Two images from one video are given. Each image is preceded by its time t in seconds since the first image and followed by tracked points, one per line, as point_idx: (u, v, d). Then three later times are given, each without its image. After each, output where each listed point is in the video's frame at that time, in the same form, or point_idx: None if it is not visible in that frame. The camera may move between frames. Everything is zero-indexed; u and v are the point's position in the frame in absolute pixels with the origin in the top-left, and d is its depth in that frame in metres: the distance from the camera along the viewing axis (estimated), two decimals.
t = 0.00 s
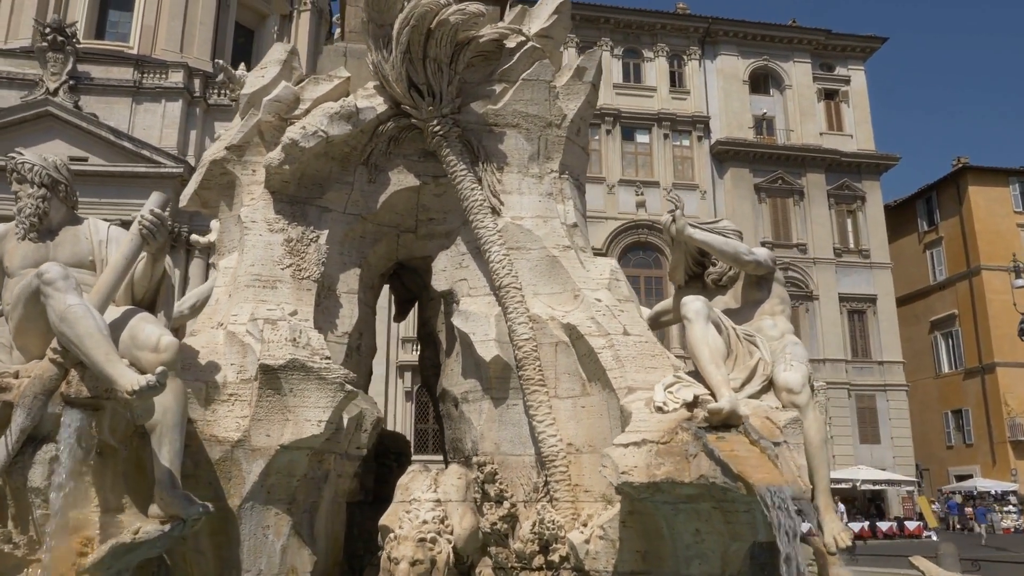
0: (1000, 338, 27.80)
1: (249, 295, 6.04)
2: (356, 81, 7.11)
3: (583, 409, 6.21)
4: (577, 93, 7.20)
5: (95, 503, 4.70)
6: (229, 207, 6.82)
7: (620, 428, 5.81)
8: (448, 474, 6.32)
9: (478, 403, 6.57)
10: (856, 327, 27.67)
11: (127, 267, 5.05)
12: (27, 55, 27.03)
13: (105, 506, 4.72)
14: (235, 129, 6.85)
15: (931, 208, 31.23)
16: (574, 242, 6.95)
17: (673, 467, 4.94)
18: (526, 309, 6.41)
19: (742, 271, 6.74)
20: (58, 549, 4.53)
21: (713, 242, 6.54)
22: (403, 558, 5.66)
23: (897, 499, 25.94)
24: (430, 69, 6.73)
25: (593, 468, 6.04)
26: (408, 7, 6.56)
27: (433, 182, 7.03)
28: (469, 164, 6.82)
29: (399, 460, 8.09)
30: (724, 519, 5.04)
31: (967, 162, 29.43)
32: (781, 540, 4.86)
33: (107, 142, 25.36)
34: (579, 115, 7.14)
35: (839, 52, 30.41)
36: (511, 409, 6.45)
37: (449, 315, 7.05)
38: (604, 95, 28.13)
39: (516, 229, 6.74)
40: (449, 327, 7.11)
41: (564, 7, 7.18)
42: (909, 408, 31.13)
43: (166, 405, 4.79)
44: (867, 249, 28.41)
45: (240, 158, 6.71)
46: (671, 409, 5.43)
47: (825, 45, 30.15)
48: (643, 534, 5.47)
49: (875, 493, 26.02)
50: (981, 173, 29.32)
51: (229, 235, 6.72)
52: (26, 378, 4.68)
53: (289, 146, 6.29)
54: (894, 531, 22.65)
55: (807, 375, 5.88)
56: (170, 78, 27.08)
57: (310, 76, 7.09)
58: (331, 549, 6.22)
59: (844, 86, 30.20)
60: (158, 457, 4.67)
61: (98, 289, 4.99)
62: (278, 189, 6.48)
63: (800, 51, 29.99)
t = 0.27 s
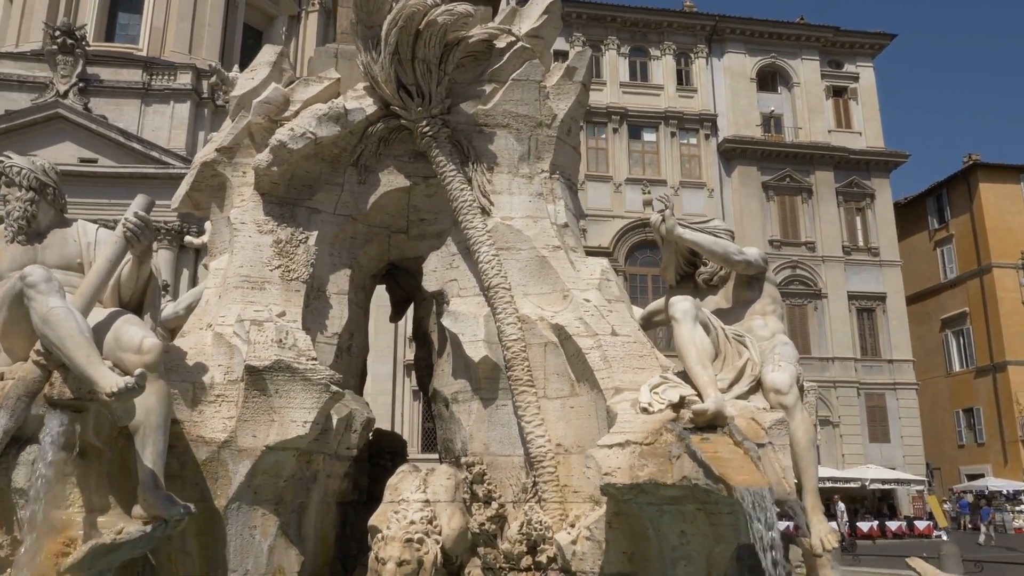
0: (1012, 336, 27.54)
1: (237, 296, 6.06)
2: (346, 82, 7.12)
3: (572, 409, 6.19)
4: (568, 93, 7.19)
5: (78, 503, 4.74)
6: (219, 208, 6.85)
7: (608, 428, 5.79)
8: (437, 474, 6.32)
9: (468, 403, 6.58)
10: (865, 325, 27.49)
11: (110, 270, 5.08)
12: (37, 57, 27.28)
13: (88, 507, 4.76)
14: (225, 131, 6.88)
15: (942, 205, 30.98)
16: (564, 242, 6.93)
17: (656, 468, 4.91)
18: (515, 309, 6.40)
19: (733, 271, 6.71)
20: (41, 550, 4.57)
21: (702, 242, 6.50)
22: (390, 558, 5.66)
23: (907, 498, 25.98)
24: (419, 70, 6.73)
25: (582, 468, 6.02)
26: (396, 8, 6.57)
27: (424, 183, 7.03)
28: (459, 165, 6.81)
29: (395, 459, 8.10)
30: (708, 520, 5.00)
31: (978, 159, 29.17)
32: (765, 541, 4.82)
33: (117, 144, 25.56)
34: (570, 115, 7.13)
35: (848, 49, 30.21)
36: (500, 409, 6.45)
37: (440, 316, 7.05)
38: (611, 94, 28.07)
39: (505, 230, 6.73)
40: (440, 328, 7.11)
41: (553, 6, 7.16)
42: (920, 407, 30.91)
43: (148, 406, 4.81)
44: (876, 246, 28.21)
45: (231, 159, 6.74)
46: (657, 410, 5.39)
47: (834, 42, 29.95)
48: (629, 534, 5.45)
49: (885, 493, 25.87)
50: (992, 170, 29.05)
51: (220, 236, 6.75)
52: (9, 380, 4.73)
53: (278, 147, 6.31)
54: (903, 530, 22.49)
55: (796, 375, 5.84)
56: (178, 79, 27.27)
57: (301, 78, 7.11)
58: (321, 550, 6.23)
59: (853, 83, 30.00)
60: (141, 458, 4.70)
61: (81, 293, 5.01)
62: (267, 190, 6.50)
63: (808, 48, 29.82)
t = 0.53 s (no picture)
0: None
1: (226, 298, 6.10)
2: (337, 84, 7.15)
3: (560, 411, 6.19)
4: (557, 94, 7.19)
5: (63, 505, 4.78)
6: (210, 211, 6.88)
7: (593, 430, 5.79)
8: (426, 476, 6.33)
9: (457, 404, 6.60)
10: (874, 325, 27.33)
11: (96, 273, 5.12)
12: (46, 62, 27.53)
13: (74, 508, 4.81)
14: (216, 135, 6.91)
15: (953, 203, 30.73)
16: (554, 243, 6.93)
17: (639, 469, 4.89)
18: (504, 310, 6.41)
19: (723, 271, 6.69)
20: (26, 552, 4.62)
21: (690, 242, 6.49)
22: (377, 560, 5.69)
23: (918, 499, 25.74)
24: (408, 71, 6.73)
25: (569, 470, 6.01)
26: (384, 11, 6.58)
27: (414, 185, 7.04)
28: (448, 167, 6.82)
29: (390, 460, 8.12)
30: (692, 522, 4.98)
31: (989, 156, 28.90)
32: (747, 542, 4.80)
33: (124, 148, 25.73)
34: (560, 116, 7.12)
35: (856, 46, 30.02)
36: (489, 411, 6.47)
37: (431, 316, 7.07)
38: (617, 94, 28.03)
39: (495, 231, 6.73)
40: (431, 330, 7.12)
41: (542, 8, 7.17)
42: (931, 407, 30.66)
43: (132, 408, 4.85)
44: (885, 245, 28.03)
45: (221, 162, 6.76)
46: (642, 411, 5.38)
47: (842, 40, 29.76)
48: (615, 536, 5.44)
49: (895, 493, 25.69)
50: (1002, 167, 28.79)
51: (210, 238, 6.78)
52: None
53: (266, 150, 6.34)
54: (912, 531, 22.31)
55: (784, 375, 5.81)
56: (186, 83, 27.47)
57: (292, 81, 7.14)
58: (310, 551, 6.25)
59: (861, 81, 29.80)
60: (125, 459, 4.73)
61: (66, 296, 5.01)
62: (257, 193, 6.53)
63: (816, 46, 29.65)
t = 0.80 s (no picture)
0: None
1: (215, 302, 6.14)
2: (328, 89, 7.18)
3: (548, 414, 6.20)
4: (547, 96, 7.18)
5: (49, 508, 4.82)
6: (201, 215, 6.92)
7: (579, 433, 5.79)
8: (415, 479, 6.35)
9: (447, 407, 6.62)
10: (884, 324, 27.14)
11: (82, 278, 5.15)
12: (56, 67, 27.80)
13: (59, 511, 4.85)
14: (207, 140, 6.95)
15: (964, 201, 30.48)
16: (544, 245, 6.93)
17: (622, 473, 4.88)
18: (492, 314, 6.42)
19: (713, 274, 6.67)
20: (11, 555, 4.67)
21: (679, 244, 6.47)
22: (364, 563, 5.74)
23: (929, 500, 25.54)
24: (397, 75, 6.74)
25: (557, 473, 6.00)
26: (373, 15, 6.60)
27: (405, 189, 7.05)
28: (438, 170, 6.83)
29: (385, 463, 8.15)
30: (674, 526, 4.97)
31: (1000, 154, 28.61)
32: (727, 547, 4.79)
33: (133, 151, 25.95)
34: (550, 119, 7.12)
35: (865, 44, 29.82)
36: (478, 414, 6.48)
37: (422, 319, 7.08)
38: (623, 94, 27.98)
39: (484, 234, 6.74)
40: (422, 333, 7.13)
41: (532, 11, 7.17)
42: (942, 407, 30.42)
43: (117, 413, 4.88)
44: (895, 244, 27.83)
45: (212, 167, 6.79)
46: (626, 414, 5.36)
47: (850, 37, 29.57)
48: (600, 540, 5.43)
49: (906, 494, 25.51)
50: (1014, 165, 28.49)
51: (200, 242, 6.83)
52: None
53: (255, 155, 6.38)
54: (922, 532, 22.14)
55: (770, 378, 5.78)
56: (194, 86, 27.66)
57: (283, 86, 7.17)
58: (300, 554, 6.29)
59: (870, 79, 29.60)
60: (110, 464, 4.77)
61: (53, 302, 5.04)
62: (247, 198, 6.57)
63: (824, 44, 29.48)
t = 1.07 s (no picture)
0: None
1: (203, 309, 6.18)
2: (317, 95, 7.21)
3: (535, 418, 6.19)
4: (535, 101, 7.19)
5: (33, 514, 4.87)
6: (191, 221, 6.96)
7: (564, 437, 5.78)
8: (403, 484, 6.38)
9: (435, 412, 6.65)
10: (895, 324, 26.95)
11: (67, 286, 5.19)
12: (67, 72, 28.05)
13: (43, 517, 4.89)
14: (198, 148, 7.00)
15: (976, 199, 30.22)
16: (533, 249, 6.93)
17: (602, 479, 4.86)
18: (480, 319, 6.41)
19: (702, 277, 6.65)
20: None
21: (666, 248, 6.46)
22: (349, 568, 5.86)
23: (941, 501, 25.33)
24: (385, 81, 6.76)
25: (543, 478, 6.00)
26: (360, 21, 6.63)
27: (394, 194, 7.07)
28: (426, 175, 6.83)
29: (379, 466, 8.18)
30: (655, 532, 4.95)
31: (1012, 151, 28.31)
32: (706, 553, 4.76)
33: (143, 155, 26.16)
34: (539, 123, 7.12)
35: (874, 42, 29.62)
36: (466, 418, 6.49)
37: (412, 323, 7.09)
38: (630, 94, 27.92)
39: (472, 239, 6.74)
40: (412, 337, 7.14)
41: (521, 15, 7.18)
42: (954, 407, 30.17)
43: (101, 420, 4.91)
44: (905, 243, 27.63)
45: (203, 174, 6.82)
46: (609, 419, 5.35)
47: (859, 35, 29.38)
48: (584, 545, 5.42)
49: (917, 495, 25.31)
50: None
51: (191, 248, 6.87)
52: None
53: (243, 162, 6.42)
54: (933, 534, 21.94)
55: (756, 382, 5.74)
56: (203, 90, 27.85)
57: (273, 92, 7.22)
58: (289, 558, 6.32)
59: (880, 77, 29.40)
60: (94, 470, 4.78)
61: (37, 310, 5.08)
62: (236, 204, 6.61)
63: (833, 43, 29.31)
